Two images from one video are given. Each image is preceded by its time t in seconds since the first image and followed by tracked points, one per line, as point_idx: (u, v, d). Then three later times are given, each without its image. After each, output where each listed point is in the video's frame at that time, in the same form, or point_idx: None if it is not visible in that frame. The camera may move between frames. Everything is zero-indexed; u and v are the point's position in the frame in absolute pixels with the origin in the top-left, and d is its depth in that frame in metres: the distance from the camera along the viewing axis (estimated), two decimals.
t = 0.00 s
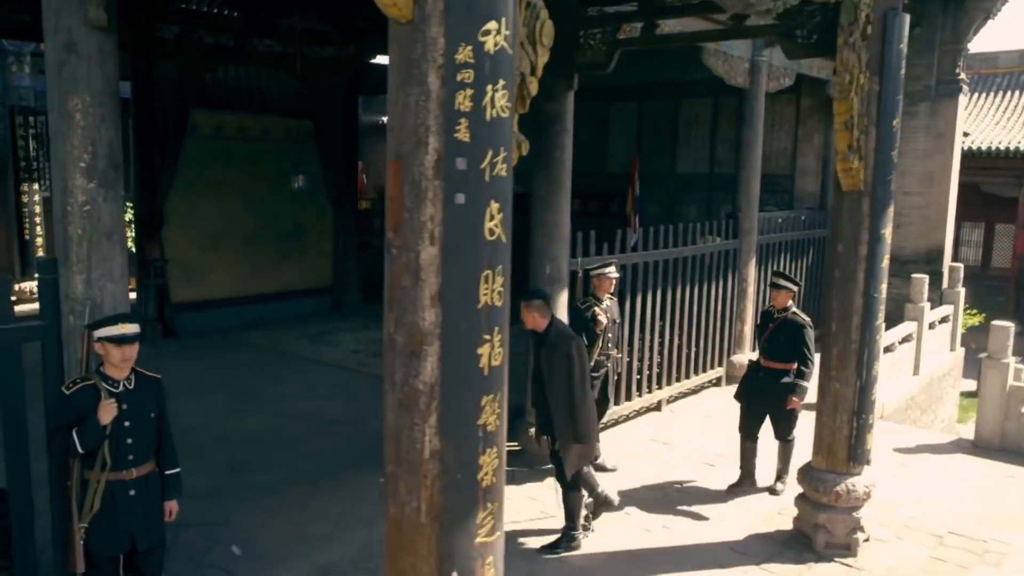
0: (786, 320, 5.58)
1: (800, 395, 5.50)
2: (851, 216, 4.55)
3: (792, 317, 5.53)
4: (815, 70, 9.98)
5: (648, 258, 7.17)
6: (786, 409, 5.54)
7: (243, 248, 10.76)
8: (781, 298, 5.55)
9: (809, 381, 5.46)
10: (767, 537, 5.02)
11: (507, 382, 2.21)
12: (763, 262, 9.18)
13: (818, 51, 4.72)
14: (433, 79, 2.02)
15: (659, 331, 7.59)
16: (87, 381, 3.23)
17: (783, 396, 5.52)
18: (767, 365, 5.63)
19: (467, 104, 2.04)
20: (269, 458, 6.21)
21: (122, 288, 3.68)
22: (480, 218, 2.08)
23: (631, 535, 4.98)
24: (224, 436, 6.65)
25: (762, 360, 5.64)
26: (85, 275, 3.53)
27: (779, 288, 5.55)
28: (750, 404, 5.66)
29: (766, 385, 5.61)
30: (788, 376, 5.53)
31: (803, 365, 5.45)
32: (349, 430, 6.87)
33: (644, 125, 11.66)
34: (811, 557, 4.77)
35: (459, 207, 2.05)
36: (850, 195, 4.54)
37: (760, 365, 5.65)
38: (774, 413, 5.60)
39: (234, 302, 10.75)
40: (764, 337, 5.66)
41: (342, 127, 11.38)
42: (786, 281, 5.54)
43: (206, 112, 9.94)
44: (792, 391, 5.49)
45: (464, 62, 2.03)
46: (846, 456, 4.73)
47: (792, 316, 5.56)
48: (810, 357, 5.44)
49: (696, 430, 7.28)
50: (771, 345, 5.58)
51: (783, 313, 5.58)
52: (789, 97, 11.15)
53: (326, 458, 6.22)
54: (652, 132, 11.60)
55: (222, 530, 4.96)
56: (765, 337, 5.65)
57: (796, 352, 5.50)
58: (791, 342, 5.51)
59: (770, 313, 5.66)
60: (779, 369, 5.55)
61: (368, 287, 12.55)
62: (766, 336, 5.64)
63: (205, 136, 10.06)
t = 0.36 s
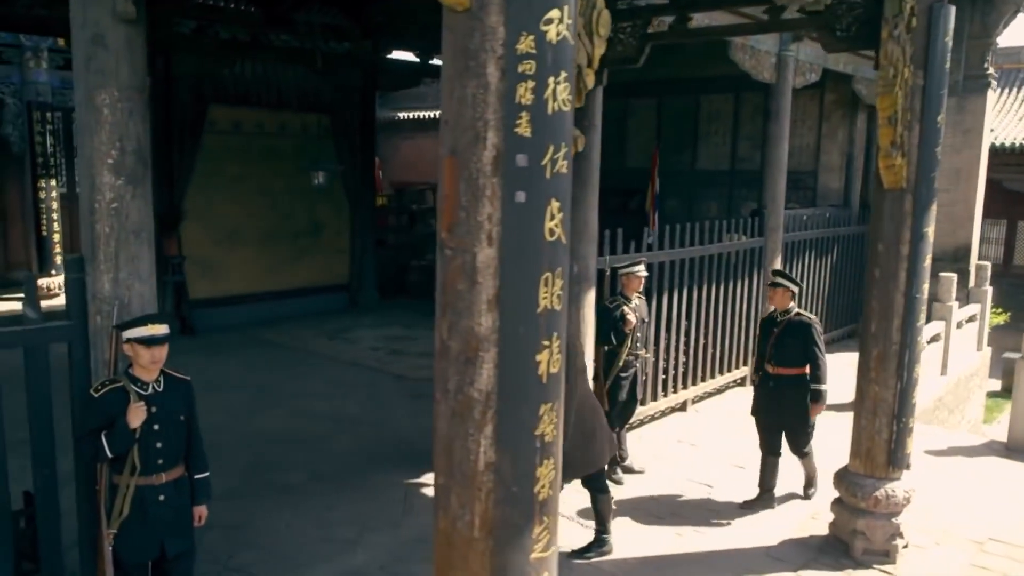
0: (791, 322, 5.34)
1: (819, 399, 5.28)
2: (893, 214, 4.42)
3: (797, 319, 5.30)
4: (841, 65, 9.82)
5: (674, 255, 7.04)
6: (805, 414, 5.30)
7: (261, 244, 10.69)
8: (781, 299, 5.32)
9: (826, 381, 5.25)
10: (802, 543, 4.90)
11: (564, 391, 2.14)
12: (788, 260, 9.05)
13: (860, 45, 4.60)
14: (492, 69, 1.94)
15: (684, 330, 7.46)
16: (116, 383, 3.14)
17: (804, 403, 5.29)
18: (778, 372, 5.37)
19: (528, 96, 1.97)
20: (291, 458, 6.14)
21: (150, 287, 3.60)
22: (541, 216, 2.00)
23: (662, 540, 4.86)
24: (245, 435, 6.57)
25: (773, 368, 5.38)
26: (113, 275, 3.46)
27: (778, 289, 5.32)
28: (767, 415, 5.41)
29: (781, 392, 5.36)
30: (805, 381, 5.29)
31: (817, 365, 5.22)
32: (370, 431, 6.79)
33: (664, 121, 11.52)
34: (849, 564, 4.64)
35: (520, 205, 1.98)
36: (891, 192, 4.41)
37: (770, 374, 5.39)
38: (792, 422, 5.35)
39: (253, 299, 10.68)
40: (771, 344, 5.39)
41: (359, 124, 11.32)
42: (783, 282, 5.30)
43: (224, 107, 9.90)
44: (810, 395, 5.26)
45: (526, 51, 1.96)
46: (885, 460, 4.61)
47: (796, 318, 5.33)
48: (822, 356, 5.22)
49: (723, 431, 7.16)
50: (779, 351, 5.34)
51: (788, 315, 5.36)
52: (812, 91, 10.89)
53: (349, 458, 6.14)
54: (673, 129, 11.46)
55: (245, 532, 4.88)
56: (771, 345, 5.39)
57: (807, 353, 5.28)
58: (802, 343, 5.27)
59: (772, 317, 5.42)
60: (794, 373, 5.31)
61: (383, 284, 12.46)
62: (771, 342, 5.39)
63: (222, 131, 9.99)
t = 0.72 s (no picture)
0: (806, 325, 5.07)
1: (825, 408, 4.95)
2: (938, 211, 4.29)
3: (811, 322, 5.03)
4: (869, 59, 9.62)
5: (703, 253, 6.92)
6: (809, 423, 4.98)
7: (279, 240, 10.62)
8: (797, 300, 5.08)
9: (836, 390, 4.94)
10: (840, 549, 4.78)
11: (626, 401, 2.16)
12: (816, 257, 8.92)
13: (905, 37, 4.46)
14: (560, 56, 1.91)
15: (712, 329, 7.35)
16: (146, 386, 3.06)
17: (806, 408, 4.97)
18: (783, 375, 5.10)
19: (600, 87, 1.94)
20: (315, 458, 6.05)
21: (178, 285, 3.50)
22: (611, 217, 2.00)
23: (697, 545, 4.77)
24: (266, 434, 6.50)
25: (780, 370, 5.12)
26: (141, 273, 3.35)
27: (795, 289, 5.10)
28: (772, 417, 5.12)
29: (786, 397, 5.07)
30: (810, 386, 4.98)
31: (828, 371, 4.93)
32: (393, 430, 6.69)
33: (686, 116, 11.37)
34: (889, 571, 4.52)
35: (590, 203, 1.97)
36: (937, 190, 4.28)
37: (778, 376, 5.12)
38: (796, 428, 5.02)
39: (272, 296, 10.63)
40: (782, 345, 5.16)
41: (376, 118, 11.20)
42: (803, 283, 5.09)
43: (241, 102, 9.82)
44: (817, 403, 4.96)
45: (599, 39, 1.93)
46: (928, 465, 4.48)
47: (812, 322, 5.05)
48: (831, 364, 4.92)
49: (751, 432, 7.04)
50: (789, 353, 5.07)
51: (801, 317, 5.11)
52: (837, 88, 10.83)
53: (374, 459, 6.06)
54: (694, 125, 11.31)
55: (271, 535, 4.80)
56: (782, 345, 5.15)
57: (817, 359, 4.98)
58: (811, 347, 4.98)
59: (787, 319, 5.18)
60: (801, 378, 5.01)
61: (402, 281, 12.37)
62: (783, 343, 5.14)
63: (240, 126, 9.94)
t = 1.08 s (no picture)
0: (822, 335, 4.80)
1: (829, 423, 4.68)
2: (989, 211, 4.15)
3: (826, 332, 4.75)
4: (899, 54, 9.42)
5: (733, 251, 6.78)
6: (816, 437, 4.74)
7: (298, 238, 10.54)
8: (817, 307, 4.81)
9: (841, 409, 4.62)
10: (882, 557, 4.63)
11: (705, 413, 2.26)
12: (844, 255, 8.76)
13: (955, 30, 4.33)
14: (640, 46, 2.02)
15: (742, 328, 7.20)
16: (179, 391, 2.96)
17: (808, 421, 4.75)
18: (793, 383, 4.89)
19: (684, 81, 2.04)
20: (341, 459, 5.96)
21: (211, 286, 3.40)
22: (693, 219, 2.11)
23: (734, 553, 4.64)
24: (289, 435, 6.41)
25: (794, 379, 4.89)
26: (173, 273, 3.25)
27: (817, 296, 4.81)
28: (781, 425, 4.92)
29: (796, 409, 4.84)
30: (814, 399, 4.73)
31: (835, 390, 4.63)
32: (417, 431, 6.57)
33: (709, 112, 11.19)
34: None
35: (671, 203, 2.08)
36: (988, 188, 4.14)
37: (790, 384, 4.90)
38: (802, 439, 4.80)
39: (292, 293, 10.56)
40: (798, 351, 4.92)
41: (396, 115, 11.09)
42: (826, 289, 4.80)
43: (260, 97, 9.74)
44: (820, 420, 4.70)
45: (682, 28, 2.03)
46: (976, 473, 4.33)
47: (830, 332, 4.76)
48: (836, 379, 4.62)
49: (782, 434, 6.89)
50: (800, 362, 4.84)
51: (820, 327, 4.80)
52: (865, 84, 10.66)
53: (399, 461, 5.95)
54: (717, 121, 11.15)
55: (300, 539, 4.71)
56: (797, 353, 4.91)
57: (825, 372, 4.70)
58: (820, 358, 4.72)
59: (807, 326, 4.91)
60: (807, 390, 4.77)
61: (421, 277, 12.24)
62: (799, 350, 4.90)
63: (261, 121, 9.88)
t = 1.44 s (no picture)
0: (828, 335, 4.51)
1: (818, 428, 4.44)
2: None
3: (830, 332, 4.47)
4: (927, 47, 9.24)
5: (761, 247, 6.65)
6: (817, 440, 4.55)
7: (313, 234, 10.44)
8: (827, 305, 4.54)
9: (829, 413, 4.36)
10: (923, 563, 4.50)
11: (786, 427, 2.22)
12: (872, 251, 8.63)
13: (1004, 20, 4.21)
14: (728, 36, 1.98)
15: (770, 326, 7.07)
16: (210, 396, 2.86)
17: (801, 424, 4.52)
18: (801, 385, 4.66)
19: (775, 72, 2.00)
20: (364, 460, 5.86)
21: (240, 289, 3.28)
22: (783, 220, 2.06)
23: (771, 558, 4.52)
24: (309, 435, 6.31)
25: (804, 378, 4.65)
26: (202, 273, 3.14)
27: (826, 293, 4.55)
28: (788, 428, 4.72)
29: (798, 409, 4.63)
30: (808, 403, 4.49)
31: (827, 394, 4.37)
32: (439, 432, 6.46)
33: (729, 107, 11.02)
34: None
35: (760, 204, 2.03)
36: None
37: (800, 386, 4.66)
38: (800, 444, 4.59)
39: (308, 289, 10.47)
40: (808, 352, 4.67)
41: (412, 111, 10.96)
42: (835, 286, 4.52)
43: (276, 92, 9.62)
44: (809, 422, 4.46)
45: (775, 14, 1.98)
46: None
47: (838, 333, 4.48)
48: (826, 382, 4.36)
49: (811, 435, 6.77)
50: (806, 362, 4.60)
51: (828, 326, 4.53)
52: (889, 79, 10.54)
53: (423, 462, 5.84)
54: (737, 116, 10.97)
55: (325, 543, 4.61)
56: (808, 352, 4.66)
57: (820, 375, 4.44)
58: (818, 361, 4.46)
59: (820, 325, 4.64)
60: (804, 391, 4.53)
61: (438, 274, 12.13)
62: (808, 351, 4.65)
63: (279, 114, 9.79)
